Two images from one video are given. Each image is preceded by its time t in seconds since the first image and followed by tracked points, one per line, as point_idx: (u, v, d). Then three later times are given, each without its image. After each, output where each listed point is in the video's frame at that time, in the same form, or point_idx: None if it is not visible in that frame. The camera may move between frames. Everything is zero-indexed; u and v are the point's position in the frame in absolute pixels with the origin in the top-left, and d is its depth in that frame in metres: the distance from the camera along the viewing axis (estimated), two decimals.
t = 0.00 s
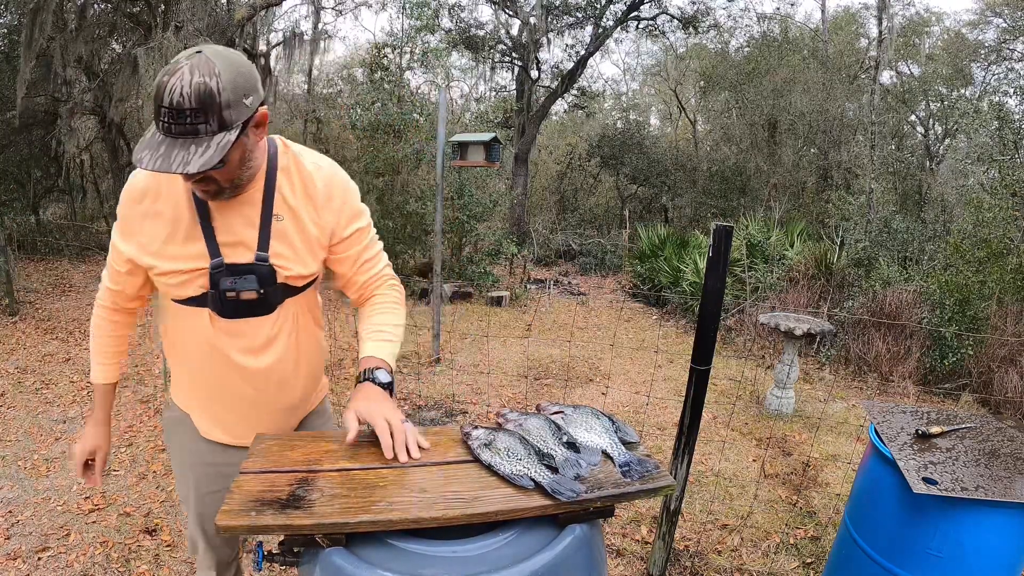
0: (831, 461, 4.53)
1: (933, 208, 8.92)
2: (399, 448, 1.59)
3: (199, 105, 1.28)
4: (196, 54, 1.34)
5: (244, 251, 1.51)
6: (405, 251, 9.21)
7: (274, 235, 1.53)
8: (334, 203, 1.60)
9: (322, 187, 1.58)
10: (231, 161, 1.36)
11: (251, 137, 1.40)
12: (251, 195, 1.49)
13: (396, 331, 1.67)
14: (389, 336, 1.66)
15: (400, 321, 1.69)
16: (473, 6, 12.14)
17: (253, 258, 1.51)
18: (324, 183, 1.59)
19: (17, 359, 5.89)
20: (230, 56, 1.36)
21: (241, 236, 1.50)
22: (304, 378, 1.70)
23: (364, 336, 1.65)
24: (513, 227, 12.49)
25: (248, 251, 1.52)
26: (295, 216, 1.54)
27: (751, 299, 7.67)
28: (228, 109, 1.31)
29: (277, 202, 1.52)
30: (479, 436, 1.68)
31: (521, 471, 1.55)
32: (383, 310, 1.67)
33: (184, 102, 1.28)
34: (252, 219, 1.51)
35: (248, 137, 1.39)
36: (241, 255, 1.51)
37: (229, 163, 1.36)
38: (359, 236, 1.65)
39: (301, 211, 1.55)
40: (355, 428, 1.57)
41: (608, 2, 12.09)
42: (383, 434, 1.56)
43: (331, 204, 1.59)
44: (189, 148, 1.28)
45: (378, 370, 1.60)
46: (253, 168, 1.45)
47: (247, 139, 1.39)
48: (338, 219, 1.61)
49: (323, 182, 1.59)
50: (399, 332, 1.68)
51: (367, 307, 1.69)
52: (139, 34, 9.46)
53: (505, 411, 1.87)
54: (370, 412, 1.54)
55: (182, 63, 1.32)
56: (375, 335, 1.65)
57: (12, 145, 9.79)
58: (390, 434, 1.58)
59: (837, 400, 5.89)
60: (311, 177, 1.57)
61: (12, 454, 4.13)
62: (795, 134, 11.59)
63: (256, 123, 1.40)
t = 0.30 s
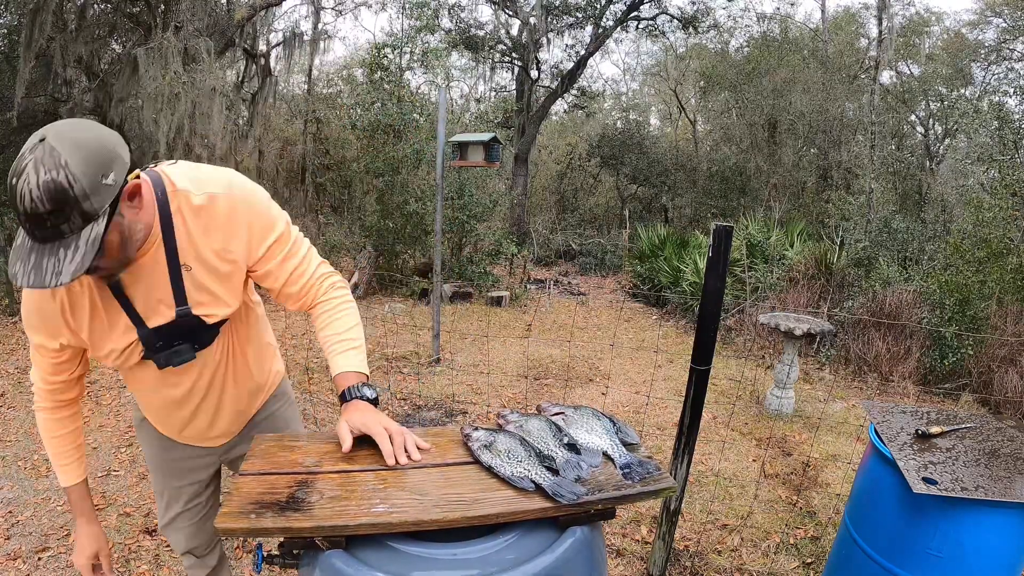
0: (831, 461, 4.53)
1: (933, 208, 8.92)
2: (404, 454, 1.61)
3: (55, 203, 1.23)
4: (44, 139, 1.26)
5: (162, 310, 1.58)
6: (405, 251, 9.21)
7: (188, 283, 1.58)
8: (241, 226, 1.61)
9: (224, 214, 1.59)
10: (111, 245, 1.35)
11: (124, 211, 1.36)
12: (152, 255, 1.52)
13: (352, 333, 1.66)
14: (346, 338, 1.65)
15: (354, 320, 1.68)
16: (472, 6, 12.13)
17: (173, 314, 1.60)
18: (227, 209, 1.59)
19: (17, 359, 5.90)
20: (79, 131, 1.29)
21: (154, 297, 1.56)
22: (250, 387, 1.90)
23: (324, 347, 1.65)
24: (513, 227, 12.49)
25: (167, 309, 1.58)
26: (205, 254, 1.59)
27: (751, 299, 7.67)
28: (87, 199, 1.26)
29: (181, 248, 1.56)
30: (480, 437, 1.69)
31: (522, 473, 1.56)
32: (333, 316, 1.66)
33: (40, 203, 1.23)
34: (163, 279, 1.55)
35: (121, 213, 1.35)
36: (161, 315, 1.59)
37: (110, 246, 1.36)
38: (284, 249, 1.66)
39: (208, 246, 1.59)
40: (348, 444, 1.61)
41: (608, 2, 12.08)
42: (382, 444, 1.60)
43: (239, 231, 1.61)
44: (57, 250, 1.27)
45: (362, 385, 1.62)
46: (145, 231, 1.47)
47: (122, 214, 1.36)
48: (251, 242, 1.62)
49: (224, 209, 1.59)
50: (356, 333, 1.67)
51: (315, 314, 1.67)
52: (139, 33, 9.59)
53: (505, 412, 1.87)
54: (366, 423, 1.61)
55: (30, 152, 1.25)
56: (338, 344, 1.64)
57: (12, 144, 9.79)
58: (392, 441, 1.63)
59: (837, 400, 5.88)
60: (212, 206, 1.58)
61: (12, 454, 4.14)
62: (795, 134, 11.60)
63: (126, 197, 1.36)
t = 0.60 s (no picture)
0: (831, 461, 4.53)
1: (933, 208, 8.90)
2: (404, 453, 1.62)
3: None
4: None
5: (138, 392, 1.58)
6: (405, 251, 9.20)
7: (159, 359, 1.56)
8: (193, 284, 1.53)
9: (172, 281, 1.51)
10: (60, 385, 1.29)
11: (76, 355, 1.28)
12: (114, 355, 1.47)
13: (340, 335, 1.69)
14: (334, 342, 1.67)
15: (340, 315, 1.70)
16: (472, 6, 12.13)
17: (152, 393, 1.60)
18: (170, 276, 1.50)
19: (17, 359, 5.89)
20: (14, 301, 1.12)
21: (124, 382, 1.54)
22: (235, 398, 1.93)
23: (319, 362, 1.67)
24: (513, 227, 12.49)
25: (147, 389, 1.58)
26: (171, 324, 1.54)
27: (751, 299, 7.67)
28: (32, 381, 1.12)
29: (145, 330, 1.51)
30: (480, 437, 1.69)
31: (522, 473, 1.55)
32: (319, 325, 1.67)
33: None
34: (130, 368, 1.52)
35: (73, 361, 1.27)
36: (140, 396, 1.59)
37: (71, 394, 1.30)
38: (248, 282, 1.62)
39: (168, 317, 1.53)
40: (347, 449, 1.61)
41: (608, 2, 12.07)
42: (379, 445, 1.61)
43: (196, 288, 1.54)
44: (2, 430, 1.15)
45: (358, 387, 1.64)
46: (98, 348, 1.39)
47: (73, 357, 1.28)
48: (210, 294, 1.57)
49: (166, 277, 1.50)
50: (345, 332, 1.70)
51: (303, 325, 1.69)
52: (139, 34, 9.53)
53: (505, 412, 1.87)
54: (363, 426, 1.64)
55: None
56: (330, 350, 1.67)
57: (12, 144, 9.79)
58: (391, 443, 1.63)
59: (837, 400, 5.88)
60: (156, 279, 1.49)
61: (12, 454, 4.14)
62: (795, 134, 11.61)
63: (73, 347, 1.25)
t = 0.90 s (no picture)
0: (831, 461, 4.53)
1: (933, 208, 8.90)
2: (404, 451, 1.63)
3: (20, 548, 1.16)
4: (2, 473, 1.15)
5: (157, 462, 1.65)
6: (405, 251, 9.20)
7: (172, 431, 1.59)
8: (189, 358, 1.52)
9: (167, 363, 1.49)
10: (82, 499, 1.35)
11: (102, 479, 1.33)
12: (129, 447, 1.51)
13: (330, 338, 1.72)
14: (326, 349, 1.70)
15: (327, 317, 1.74)
16: (473, 6, 12.13)
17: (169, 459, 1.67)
18: (164, 360, 1.48)
19: (17, 359, 5.89)
20: (43, 469, 1.16)
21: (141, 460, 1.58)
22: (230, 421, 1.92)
23: (314, 368, 1.70)
24: (513, 227, 12.49)
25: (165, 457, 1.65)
26: (179, 399, 1.55)
27: (751, 299, 7.67)
28: (77, 520, 1.19)
29: (156, 413, 1.51)
30: (480, 437, 1.69)
31: (522, 473, 1.55)
32: (311, 333, 1.71)
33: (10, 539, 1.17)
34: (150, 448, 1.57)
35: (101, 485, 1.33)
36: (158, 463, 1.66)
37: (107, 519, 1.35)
38: (236, 328, 1.62)
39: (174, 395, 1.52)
40: (348, 451, 1.61)
41: (608, 2, 12.07)
42: (377, 445, 1.62)
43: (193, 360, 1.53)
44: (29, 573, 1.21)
45: (353, 388, 1.68)
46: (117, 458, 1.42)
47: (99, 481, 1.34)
48: (206, 357, 1.57)
49: (159, 362, 1.47)
50: (334, 333, 1.73)
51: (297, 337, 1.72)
52: (139, 34, 9.54)
53: (506, 412, 1.87)
54: (362, 426, 1.65)
55: None
56: (322, 355, 1.70)
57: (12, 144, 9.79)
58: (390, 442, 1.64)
59: (837, 400, 5.88)
60: (150, 367, 1.46)
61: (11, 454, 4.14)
62: (795, 134, 11.61)
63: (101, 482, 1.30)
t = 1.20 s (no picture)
0: (831, 461, 4.53)
1: (933, 208, 8.87)
2: (405, 451, 1.63)
3: None
4: (43, 547, 1.14)
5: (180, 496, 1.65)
6: (406, 252, 9.19)
7: (195, 468, 1.56)
8: (199, 405, 1.42)
9: (178, 415, 1.39)
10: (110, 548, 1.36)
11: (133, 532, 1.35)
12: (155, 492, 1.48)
13: (322, 340, 1.67)
14: (320, 355, 1.66)
15: (316, 320, 1.66)
16: (472, 6, 12.12)
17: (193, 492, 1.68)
18: (172, 413, 1.39)
19: (17, 359, 5.89)
20: (84, 547, 1.14)
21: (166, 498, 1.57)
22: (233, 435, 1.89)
23: (308, 373, 1.66)
24: (513, 227, 12.49)
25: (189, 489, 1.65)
26: (198, 445, 1.48)
27: (751, 299, 7.67)
28: None
29: (179, 460, 1.47)
30: (480, 437, 1.69)
31: (522, 473, 1.55)
32: (304, 339, 1.64)
33: None
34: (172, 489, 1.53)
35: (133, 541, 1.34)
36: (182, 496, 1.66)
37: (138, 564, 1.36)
38: (232, 358, 1.48)
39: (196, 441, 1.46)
40: (351, 452, 1.60)
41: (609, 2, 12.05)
42: (379, 446, 1.61)
43: (206, 403, 1.44)
44: None
45: (351, 389, 1.67)
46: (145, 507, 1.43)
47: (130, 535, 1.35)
48: (214, 397, 1.45)
49: (168, 416, 1.39)
50: (325, 335, 1.67)
51: (292, 347, 1.64)
52: (139, 34, 9.53)
53: (506, 412, 1.87)
54: (363, 426, 1.64)
55: (35, 553, 1.14)
56: (317, 360, 1.66)
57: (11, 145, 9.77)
58: (393, 442, 1.64)
59: (837, 400, 5.88)
60: (162, 423, 1.38)
61: (12, 454, 4.15)
62: (795, 134, 11.60)
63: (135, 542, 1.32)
